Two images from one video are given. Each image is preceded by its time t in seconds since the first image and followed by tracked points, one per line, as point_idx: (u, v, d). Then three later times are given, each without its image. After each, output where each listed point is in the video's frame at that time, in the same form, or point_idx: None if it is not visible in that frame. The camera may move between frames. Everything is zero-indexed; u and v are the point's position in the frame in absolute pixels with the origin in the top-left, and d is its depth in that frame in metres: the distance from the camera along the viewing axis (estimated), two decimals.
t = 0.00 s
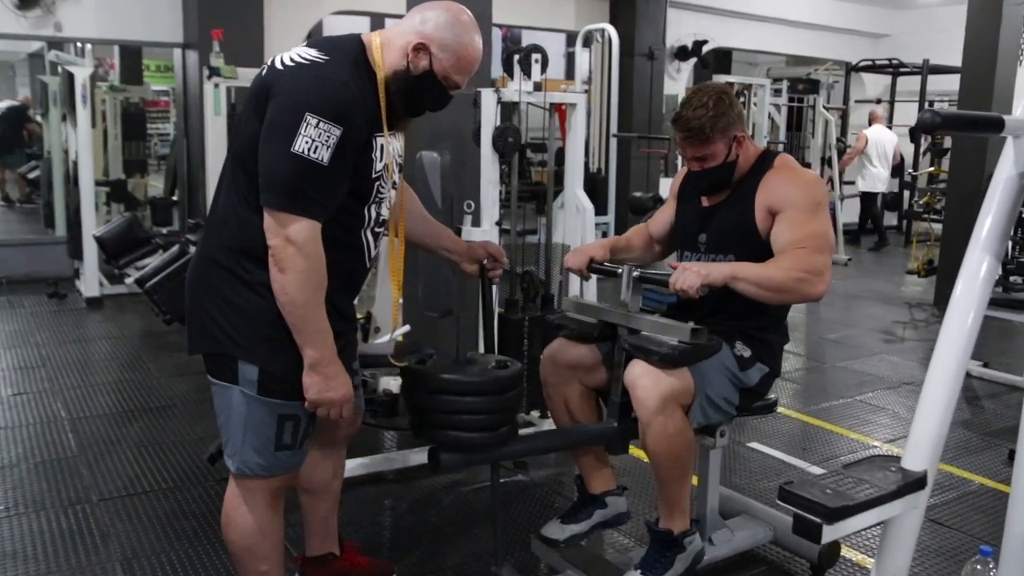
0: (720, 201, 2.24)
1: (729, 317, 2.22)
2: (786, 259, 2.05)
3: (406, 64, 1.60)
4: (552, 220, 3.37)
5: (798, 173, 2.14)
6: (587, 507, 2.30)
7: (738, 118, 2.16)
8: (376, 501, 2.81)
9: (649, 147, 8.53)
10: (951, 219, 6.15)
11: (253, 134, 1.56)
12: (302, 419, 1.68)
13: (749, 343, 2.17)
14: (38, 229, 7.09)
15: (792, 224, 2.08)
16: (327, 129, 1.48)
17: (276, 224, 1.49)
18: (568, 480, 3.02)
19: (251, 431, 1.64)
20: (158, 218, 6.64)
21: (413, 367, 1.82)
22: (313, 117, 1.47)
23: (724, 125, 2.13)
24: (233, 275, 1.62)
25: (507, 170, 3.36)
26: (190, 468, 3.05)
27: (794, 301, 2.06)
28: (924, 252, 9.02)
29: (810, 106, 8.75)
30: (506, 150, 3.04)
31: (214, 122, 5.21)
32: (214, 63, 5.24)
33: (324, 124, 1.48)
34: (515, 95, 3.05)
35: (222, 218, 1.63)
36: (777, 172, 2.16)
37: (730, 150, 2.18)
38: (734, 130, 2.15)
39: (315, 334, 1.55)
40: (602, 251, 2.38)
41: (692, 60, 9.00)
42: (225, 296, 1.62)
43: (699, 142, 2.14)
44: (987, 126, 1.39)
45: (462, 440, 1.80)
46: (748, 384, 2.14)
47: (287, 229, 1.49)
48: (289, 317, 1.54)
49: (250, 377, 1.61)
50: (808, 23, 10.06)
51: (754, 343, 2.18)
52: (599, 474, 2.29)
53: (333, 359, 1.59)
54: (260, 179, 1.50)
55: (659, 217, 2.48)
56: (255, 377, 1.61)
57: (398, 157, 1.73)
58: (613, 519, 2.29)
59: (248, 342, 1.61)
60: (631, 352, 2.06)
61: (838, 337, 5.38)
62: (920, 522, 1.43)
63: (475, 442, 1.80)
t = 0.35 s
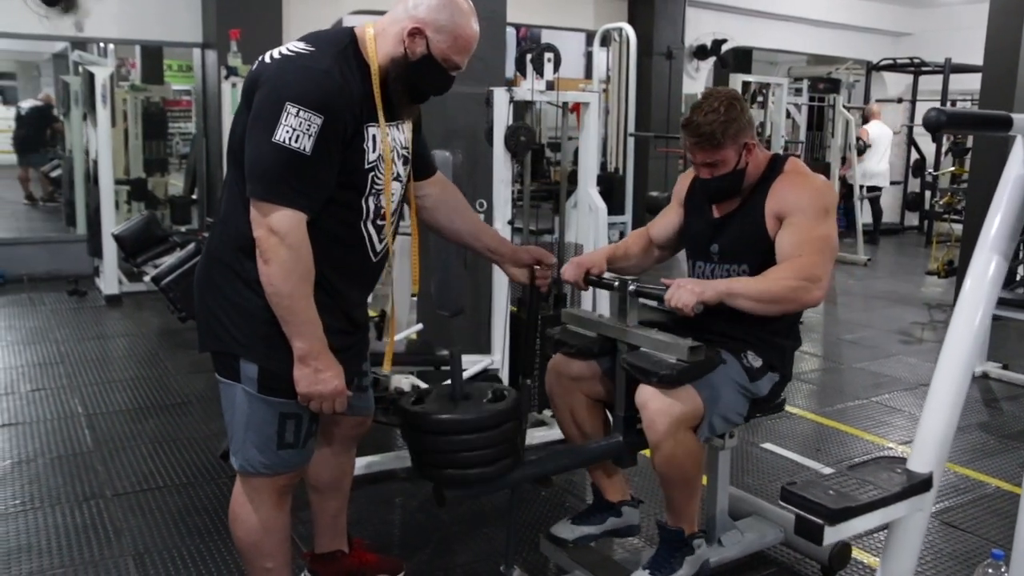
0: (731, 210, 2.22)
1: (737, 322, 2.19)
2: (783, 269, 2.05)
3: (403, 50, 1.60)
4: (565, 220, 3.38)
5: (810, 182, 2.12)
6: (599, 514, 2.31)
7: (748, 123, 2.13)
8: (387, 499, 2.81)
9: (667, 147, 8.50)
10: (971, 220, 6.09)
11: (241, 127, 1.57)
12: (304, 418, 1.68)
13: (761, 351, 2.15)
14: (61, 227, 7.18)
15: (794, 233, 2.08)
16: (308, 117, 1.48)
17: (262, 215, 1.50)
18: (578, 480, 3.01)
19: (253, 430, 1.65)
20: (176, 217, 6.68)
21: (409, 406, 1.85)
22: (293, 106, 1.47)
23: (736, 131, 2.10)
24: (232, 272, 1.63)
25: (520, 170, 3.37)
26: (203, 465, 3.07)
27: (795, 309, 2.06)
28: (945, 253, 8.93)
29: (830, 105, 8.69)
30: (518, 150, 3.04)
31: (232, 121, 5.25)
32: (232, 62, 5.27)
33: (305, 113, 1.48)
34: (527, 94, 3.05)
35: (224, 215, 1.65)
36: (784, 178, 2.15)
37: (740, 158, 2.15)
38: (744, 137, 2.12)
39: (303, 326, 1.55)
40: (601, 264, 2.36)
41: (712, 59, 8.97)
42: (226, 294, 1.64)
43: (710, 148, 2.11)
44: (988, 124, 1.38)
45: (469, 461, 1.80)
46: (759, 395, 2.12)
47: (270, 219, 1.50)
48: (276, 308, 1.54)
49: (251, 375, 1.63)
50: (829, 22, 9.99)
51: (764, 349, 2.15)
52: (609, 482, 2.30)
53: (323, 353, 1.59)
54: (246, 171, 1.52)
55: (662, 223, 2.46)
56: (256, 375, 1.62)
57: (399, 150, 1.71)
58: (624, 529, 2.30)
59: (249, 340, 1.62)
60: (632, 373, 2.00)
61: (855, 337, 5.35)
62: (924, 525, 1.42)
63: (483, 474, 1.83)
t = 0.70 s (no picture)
0: (737, 217, 2.21)
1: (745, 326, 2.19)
2: (793, 275, 2.04)
3: (395, 41, 1.61)
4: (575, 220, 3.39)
5: (817, 190, 2.12)
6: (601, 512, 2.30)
7: (752, 130, 2.11)
8: (396, 499, 2.82)
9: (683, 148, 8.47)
10: (988, 222, 6.03)
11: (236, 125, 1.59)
12: (309, 418, 1.69)
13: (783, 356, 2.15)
14: (80, 227, 7.24)
15: (798, 241, 2.08)
16: (301, 112, 1.49)
17: (259, 211, 1.51)
18: (588, 482, 3.01)
19: (258, 430, 1.66)
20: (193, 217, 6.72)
21: (416, 402, 1.85)
22: (286, 102, 1.49)
23: (739, 138, 2.08)
24: (235, 271, 1.64)
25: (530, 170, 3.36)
26: (215, 464, 3.09)
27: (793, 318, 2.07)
28: (963, 256, 8.86)
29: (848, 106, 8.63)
30: (530, 150, 3.03)
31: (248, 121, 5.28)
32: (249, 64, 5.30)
33: (298, 108, 1.49)
34: (537, 95, 3.05)
35: (229, 214, 1.66)
36: (791, 185, 2.14)
37: (744, 165, 2.13)
38: (748, 144, 2.10)
39: (299, 322, 1.55)
40: (603, 265, 2.35)
41: (728, 60, 8.98)
42: (230, 293, 1.65)
43: (712, 156, 2.09)
44: (994, 126, 1.38)
45: (478, 459, 1.80)
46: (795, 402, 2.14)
47: (268, 216, 1.50)
48: (273, 304, 1.55)
49: (255, 376, 1.64)
50: (847, 22, 9.93)
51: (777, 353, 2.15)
52: (618, 480, 2.28)
53: (318, 350, 1.59)
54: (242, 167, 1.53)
55: (663, 227, 2.45)
56: (261, 376, 1.63)
57: (396, 144, 1.72)
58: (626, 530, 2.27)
59: (254, 341, 1.63)
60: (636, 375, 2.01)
61: (871, 340, 5.31)
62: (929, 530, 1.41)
63: (491, 473, 1.83)
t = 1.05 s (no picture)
0: (763, 220, 2.22)
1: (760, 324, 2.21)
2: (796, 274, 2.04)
3: (376, 30, 1.61)
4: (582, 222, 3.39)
5: (842, 196, 2.12)
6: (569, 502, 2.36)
7: (784, 139, 2.12)
8: (400, 500, 2.83)
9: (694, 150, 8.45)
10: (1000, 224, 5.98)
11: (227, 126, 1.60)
12: (312, 421, 1.70)
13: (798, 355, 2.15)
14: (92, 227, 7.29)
15: (815, 245, 2.07)
16: (283, 110, 1.50)
17: (251, 211, 1.52)
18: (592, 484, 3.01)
19: (262, 433, 1.66)
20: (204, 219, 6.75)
21: (417, 404, 1.85)
22: (268, 100, 1.49)
23: (771, 146, 2.09)
24: (235, 273, 1.66)
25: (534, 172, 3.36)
26: (220, 464, 3.11)
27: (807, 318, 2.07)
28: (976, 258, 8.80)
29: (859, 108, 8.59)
30: (534, 152, 3.03)
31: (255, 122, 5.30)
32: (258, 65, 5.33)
33: (280, 106, 1.50)
34: (543, 96, 3.08)
35: (229, 216, 1.68)
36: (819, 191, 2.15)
37: (775, 172, 2.14)
38: (780, 152, 2.11)
39: (300, 321, 1.56)
40: (609, 270, 2.36)
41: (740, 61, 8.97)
42: (230, 294, 1.66)
43: (744, 165, 2.10)
44: (993, 129, 1.37)
45: (480, 461, 1.80)
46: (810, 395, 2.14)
47: (261, 217, 1.51)
48: (273, 306, 1.55)
49: (259, 379, 1.64)
50: (860, 23, 9.88)
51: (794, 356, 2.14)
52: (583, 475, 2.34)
53: (323, 348, 1.60)
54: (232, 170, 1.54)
55: (686, 228, 2.46)
56: (263, 379, 1.64)
57: (389, 134, 1.73)
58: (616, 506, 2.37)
59: (256, 344, 1.64)
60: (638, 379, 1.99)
61: (880, 343, 5.29)
62: (927, 535, 1.41)
63: (492, 475, 1.83)
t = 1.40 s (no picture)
0: (753, 226, 2.22)
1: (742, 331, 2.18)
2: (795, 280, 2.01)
3: (350, 18, 1.61)
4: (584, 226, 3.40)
5: (834, 202, 2.12)
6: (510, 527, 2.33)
7: (776, 146, 2.13)
8: (401, 506, 2.83)
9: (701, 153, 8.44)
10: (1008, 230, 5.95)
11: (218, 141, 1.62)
12: (319, 433, 1.70)
13: (778, 370, 2.09)
14: (100, 230, 7.32)
15: (810, 250, 2.05)
16: (263, 125, 1.50)
17: (237, 229, 1.52)
18: (594, 490, 3.01)
19: (271, 445, 1.67)
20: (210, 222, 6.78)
21: (414, 413, 1.85)
22: (248, 117, 1.49)
23: (764, 152, 2.10)
24: (234, 282, 1.66)
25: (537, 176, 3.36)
26: (222, 469, 3.12)
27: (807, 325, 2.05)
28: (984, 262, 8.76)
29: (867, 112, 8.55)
30: (536, 159, 3.03)
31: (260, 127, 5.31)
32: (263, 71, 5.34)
33: (260, 121, 1.50)
34: (546, 103, 3.04)
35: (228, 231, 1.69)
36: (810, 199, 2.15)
37: (768, 179, 2.15)
38: (772, 158, 2.12)
39: (287, 342, 1.56)
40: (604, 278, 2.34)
41: (747, 65, 8.92)
42: (233, 306, 1.66)
43: (735, 171, 2.11)
44: (995, 141, 1.37)
45: (478, 469, 1.80)
46: (784, 415, 2.09)
47: (248, 235, 1.52)
48: (264, 323, 1.56)
49: (267, 392, 1.65)
50: (869, 26, 9.84)
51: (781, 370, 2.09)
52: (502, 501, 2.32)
53: (310, 369, 1.60)
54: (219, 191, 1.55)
55: (679, 236, 2.46)
56: (272, 393, 1.65)
57: (385, 130, 1.74)
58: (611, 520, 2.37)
59: (264, 357, 1.64)
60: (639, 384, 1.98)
61: (886, 348, 5.27)
62: (922, 547, 1.40)
63: (490, 483, 1.83)
